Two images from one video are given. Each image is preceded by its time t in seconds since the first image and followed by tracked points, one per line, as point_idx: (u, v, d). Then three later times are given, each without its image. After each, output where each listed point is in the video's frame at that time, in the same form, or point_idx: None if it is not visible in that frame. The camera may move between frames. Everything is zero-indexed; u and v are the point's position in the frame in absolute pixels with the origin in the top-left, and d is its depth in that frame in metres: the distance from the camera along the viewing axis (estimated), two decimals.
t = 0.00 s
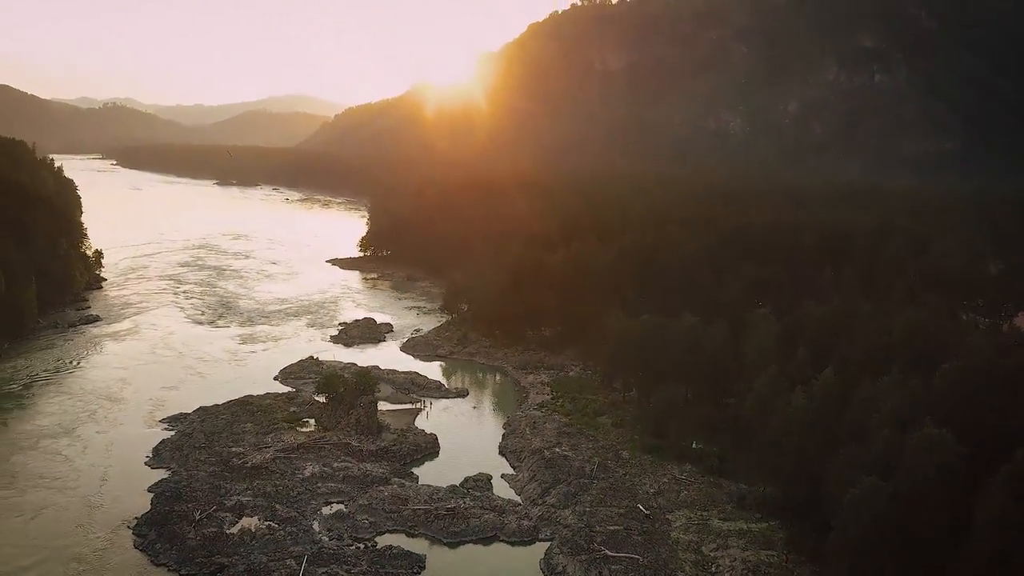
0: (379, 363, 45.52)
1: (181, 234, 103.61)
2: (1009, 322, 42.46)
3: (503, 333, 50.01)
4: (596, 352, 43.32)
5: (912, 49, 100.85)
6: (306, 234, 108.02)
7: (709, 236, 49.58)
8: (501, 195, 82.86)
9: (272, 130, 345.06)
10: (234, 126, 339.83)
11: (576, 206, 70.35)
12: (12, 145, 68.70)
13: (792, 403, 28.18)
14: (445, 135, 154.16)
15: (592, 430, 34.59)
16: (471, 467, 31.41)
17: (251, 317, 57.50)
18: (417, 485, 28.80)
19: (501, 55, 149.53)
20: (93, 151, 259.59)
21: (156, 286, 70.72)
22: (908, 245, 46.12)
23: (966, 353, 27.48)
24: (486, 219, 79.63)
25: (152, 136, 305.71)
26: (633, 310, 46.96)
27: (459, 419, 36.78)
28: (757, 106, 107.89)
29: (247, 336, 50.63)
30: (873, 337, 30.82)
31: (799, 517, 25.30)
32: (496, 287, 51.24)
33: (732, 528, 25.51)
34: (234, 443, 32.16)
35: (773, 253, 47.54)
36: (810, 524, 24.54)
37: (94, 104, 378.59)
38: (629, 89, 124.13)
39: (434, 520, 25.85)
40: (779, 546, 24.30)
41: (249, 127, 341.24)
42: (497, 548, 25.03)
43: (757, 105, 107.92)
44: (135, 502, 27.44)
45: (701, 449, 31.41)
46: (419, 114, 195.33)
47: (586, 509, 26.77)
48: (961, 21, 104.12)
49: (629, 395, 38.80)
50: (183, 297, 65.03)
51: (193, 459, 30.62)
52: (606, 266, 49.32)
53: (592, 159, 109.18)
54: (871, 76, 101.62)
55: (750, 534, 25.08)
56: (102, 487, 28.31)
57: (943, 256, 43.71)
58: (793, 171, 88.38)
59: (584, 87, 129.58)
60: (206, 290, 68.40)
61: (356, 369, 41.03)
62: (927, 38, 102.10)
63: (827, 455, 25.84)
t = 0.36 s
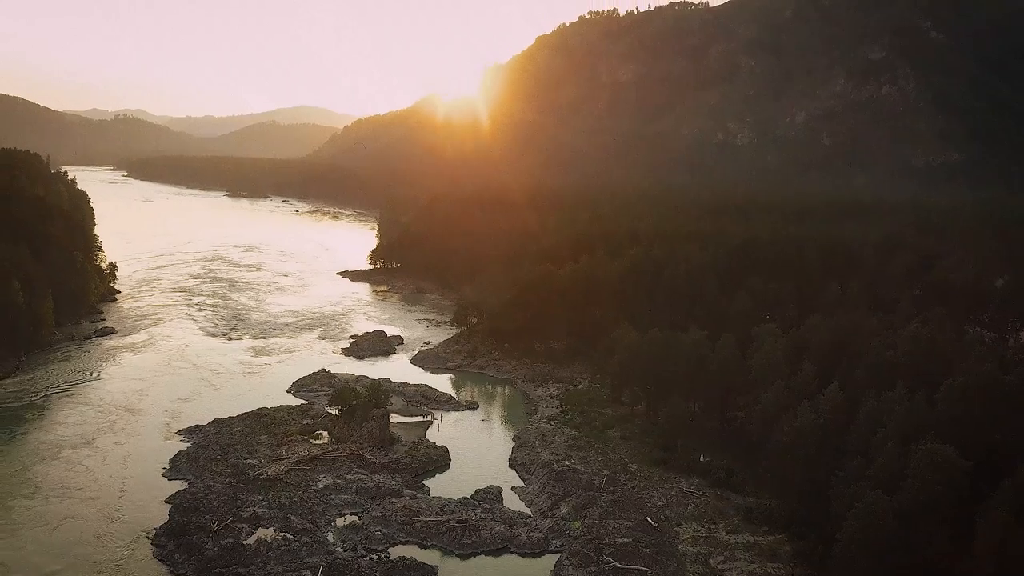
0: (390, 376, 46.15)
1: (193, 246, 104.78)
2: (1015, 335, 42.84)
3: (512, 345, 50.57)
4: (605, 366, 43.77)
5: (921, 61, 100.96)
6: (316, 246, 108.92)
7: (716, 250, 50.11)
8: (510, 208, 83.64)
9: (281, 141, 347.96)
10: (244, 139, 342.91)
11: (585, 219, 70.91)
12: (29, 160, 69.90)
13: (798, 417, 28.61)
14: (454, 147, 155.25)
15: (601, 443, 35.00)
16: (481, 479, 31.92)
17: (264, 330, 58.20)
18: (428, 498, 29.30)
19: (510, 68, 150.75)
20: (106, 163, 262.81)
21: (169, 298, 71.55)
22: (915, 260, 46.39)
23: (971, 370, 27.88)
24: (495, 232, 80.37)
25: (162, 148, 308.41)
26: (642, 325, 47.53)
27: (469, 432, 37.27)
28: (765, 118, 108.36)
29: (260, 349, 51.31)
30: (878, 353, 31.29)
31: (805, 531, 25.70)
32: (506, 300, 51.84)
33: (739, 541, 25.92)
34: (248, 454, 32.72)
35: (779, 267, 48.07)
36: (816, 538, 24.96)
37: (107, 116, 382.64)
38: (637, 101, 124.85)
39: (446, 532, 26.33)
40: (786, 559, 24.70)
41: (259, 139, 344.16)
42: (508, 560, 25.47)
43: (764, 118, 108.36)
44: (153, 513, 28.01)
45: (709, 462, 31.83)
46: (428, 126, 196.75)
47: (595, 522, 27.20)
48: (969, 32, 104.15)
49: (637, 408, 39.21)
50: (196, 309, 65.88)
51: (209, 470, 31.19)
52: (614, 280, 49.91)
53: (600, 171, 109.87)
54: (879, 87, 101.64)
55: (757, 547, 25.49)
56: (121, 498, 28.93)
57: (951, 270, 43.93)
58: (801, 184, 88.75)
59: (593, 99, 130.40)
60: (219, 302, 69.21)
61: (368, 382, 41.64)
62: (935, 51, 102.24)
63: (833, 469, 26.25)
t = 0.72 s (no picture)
0: (401, 389, 46.69)
1: (203, 258, 105.67)
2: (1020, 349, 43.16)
3: (521, 358, 51.21)
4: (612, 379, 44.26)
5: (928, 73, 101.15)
6: (325, 258, 109.74)
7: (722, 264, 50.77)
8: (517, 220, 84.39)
9: (289, 153, 350.65)
10: (252, 152, 345.58)
11: (591, 232, 71.64)
12: (44, 174, 70.92)
13: (803, 432, 29.07)
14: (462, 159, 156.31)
15: (609, 456, 35.45)
16: (490, 492, 32.41)
17: (275, 342, 58.83)
18: (439, 510, 29.81)
19: (517, 80, 152.03)
20: (117, 176, 265.23)
21: (181, 310, 72.32)
22: (920, 274, 46.73)
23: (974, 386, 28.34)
24: (503, 244, 81.17)
25: (172, 160, 310.80)
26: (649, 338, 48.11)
27: (478, 444, 37.76)
28: (771, 131, 108.84)
29: (272, 361, 51.96)
30: (883, 369, 31.73)
31: (811, 544, 26.10)
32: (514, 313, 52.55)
33: (746, 555, 26.34)
34: (262, 467, 33.31)
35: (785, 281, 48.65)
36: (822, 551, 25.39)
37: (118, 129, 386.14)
38: (644, 113, 125.63)
39: (457, 544, 26.83)
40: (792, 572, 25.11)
41: (267, 151, 346.73)
42: (518, 571, 25.92)
43: (771, 129, 108.77)
44: (170, 524, 28.57)
45: (716, 476, 32.24)
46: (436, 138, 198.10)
47: (603, 535, 27.64)
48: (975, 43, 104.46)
49: (644, 422, 39.64)
50: (208, 321, 66.64)
51: (224, 483, 31.76)
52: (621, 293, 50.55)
53: (606, 183, 110.52)
54: (886, 96, 100.97)
55: (764, 560, 25.90)
56: (139, 509, 29.51)
57: (956, 283, 44.32)
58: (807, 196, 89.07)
59: (600, 111, 131.32)
60: (230, 315, 69.98)
61: (379, 394, 42.21)
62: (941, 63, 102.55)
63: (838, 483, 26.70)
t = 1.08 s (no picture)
0: (410, 402, 47.17)
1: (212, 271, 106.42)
2: None
3: (529, 371, 51.78)
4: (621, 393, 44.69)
5: (934, 85, 101.56)
6: (334, 270, 110.42)
7: (729, 279, 51.40)
8: (524, 233, 85.10)
9: (297, 165, 352.80)
10: (260, 164, 347.59)
11: (598, 245, 72.27)
12: (59, 188, 71.91)
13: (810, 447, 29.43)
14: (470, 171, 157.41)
15: (617, 469, 35.82)
16: (499, 505, 32.80)
17: (286, 355, 59.36)
18: (449, 523, 30.24)
19: (524, 94, 153.35)
20: (127, 188, 267.37)
21: (192, 322, 72.98)
22: (926, 287, 47.07)
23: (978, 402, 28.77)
24: (511, 256, 81.95)
25: (180, 172, 312.57)
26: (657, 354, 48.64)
27: (487, 457, 38.17)
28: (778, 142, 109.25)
29: (283, 373, 52.53)
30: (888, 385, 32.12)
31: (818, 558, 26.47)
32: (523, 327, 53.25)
33: (753, 568, 26.69)
34: (275, 479, 33.83)
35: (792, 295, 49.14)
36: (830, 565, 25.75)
37: (128, 142, 389.35)
38: (650, 125, 126.28)
39: (468, 557, 27.27)
40: None
41: (276, 163, 349.04)
42: None
43: (778, 141, 109.07)
44: (186, 535, 29.07)
45: (723, 490, 32.62)
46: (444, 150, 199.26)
47: (612, 548, 28.05)
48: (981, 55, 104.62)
49: (652, 434, 39.98)
50: (219, 334, 67.37)
51: (238, 495, 32.30)
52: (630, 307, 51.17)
53: (613, 195, 111.18)
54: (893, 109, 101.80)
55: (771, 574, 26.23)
56: (156, 520, 30.05)
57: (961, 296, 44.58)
58: (814, 208, 89.33)
59: (606, 123, 132.27)
60: (241, 327, 70.61)
61: (389, 408, 42.72)
62: (947, 74, 102.80)
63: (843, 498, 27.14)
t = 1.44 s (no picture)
0: (420, 415, 47.72)
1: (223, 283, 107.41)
2: None
3: (538, 385, 52.35)
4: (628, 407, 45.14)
5: (940, 98, 101.93)
6: (343, 282, 111.25)
7: (736, 294, 51.95)
8: (532, 245, 85.75)
9: (305, 177, 355.02)
10: (269, 176, 350.01)
11: (605, 258, 72.80)
12: (73, 203, 72.97)
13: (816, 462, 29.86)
14: (478, 183, 158.31)
15: (625, 482, 36.24)
16: (509, 517, 33.26)
17: (297, 367, 60.04)
18: (460, 535, 30.72)
19: (532, 107, 154.62)
20: (138, 200, 269.39)
21: (204, 335, 73.79)
22: (932, 301, 47.40)
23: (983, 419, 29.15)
24: (518, 269, 82.61)
25: (189, 183, 314.86)
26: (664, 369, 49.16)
27: (496, 470, 38.64)
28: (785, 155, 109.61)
29: (294, 386, 53.20)
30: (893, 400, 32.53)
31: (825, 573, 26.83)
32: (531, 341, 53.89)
33: None
34: (289, 491, 34.40)
35: (798, 310, 49.62)
36: None
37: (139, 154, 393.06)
38: (657, 137, 126.75)
39: (479, 569, 27.71)
40: None
41: (284, 176, 351.35)
42: None
43: (785, 153, 109.29)
44: (202, 546, 29.64)
45: (731, 503, 33.00)
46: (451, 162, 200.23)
47: (620, 561, 28.45)
48: (988, 66, 104.78)
49: (659, 448, 40.37)
50: (231, 346, 68.04)
51: (252, 506, 32.87)
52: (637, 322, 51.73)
53: (621, 207, 111.73)
54: (900, 122, 101.66)
55: None
56: (172, 531, 30.65)
57: (967, 311, 44.81)
58: (822, 221, 89.66)
59: (613, 135, 133.00)
60: (252, 340, 71.34)
61: (400, 421, 43.31)
62: (954, 87, 102.99)
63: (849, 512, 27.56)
